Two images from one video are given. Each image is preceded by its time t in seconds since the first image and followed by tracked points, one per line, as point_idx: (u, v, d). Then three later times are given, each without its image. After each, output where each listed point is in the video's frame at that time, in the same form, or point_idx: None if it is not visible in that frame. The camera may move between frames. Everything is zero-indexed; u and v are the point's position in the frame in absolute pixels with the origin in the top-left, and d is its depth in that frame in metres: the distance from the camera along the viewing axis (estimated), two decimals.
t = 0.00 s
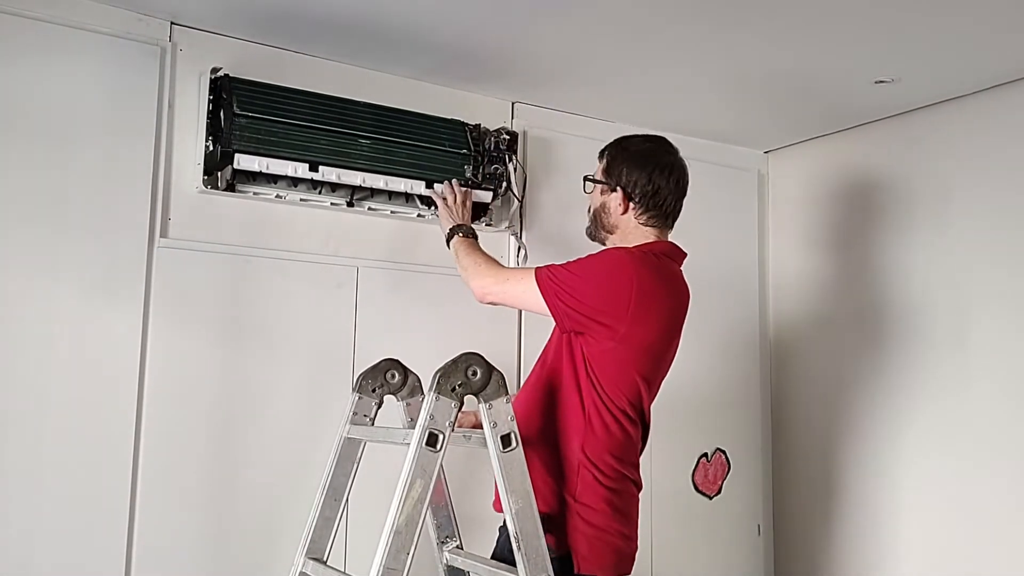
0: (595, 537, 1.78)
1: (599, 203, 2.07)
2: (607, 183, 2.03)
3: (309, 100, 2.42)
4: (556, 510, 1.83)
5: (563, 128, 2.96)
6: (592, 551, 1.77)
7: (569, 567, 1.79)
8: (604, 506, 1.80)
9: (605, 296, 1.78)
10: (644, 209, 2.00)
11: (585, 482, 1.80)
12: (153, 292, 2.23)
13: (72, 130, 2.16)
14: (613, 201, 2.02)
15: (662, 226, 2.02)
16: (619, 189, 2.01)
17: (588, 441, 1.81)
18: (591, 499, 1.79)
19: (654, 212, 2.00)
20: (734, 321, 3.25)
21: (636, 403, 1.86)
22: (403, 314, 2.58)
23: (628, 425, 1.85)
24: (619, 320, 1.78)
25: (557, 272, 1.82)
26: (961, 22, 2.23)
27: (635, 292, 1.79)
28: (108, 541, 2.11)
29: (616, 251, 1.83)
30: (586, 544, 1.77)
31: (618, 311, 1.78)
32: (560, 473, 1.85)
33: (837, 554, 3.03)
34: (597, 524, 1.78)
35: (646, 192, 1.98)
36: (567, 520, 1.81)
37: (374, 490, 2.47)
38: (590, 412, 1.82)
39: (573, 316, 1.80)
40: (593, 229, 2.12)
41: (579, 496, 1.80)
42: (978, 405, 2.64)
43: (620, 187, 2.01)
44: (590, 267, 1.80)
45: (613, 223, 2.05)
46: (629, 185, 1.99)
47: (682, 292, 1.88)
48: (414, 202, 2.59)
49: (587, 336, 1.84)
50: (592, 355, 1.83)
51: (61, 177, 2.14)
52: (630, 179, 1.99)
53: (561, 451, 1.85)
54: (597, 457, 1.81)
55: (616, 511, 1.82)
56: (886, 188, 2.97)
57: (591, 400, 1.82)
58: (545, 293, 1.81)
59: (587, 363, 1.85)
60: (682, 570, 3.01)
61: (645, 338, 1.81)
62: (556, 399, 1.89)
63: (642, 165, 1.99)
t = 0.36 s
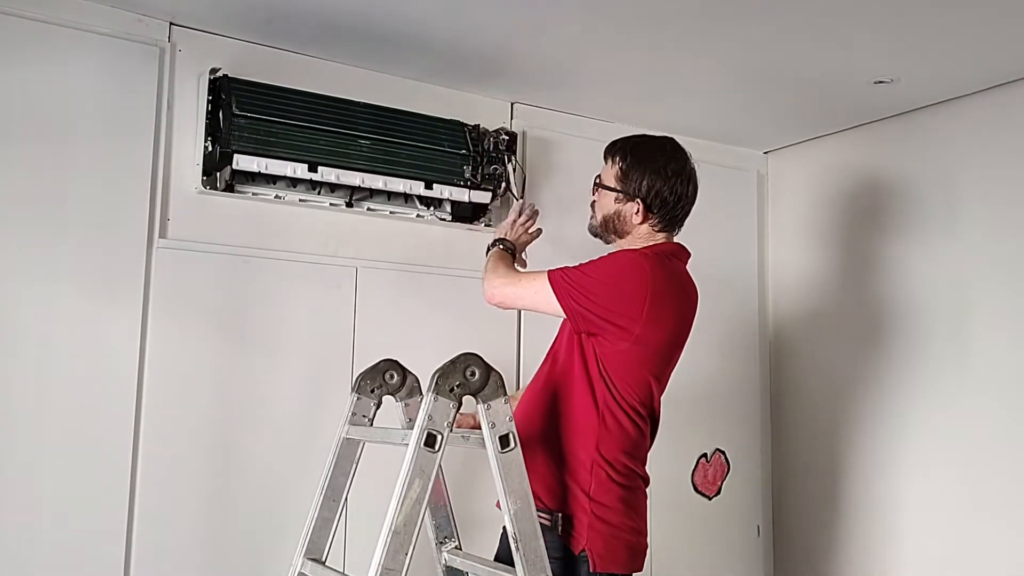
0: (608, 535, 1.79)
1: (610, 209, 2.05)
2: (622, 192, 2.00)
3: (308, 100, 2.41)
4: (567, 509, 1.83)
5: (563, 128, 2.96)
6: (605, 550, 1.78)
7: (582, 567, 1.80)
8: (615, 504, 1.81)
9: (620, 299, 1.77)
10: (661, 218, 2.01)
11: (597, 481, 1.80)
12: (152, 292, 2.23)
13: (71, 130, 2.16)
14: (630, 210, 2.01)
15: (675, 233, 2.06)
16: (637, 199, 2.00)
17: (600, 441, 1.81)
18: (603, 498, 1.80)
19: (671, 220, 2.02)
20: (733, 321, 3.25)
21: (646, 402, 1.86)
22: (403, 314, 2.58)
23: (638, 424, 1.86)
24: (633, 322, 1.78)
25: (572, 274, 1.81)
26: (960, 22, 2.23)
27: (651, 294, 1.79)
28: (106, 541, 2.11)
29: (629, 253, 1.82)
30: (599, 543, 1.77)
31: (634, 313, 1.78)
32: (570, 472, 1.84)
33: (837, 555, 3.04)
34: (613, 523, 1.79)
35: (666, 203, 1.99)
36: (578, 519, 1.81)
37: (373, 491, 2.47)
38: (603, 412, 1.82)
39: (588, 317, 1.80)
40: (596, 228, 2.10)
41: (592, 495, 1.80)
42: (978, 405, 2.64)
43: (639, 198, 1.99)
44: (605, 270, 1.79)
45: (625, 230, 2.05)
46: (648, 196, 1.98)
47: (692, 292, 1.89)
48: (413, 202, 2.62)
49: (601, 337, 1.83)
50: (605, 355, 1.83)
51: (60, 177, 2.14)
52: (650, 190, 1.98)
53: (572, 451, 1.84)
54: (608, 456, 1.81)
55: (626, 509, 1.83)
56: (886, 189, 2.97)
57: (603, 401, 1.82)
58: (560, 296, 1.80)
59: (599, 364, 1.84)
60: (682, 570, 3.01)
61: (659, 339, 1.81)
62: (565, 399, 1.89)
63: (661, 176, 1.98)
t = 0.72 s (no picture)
0: (614, 534, 1.79)
1: (622, 212, 2.04)
2: (637, 196, 2.00)
3: (308, 100, 2.42)
4: (573, 508, 1.83)
5: (563, 129, 2.96)
6: (611, 550, 1.78)
7: (586, 566, 1.80)
8: (621, 503, 1.81)
9: (632, 299, 1.77)
10: (672, 224, 2.02)
11: (604, 480, 1.81)
12: (153, 292, 2.23)
13: (72, 131, 2.16)
14: (644, 214, 2.01)
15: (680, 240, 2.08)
16: (652, 204, 2.00)
17: (608, 441, 1.81)
18: (609, 497, 1.80)
19: (679, 226, 2.03)
20: (734, 321, 3.25)
21: (652, 403, 1.87)
22: (404, 314, 2.59)
23: (644, 424, 1.86)
24: (643, 323, 1.78)
25: (582, 274, 1.80)
26: (961, 23, 2.23)
27: (662, 295, 1.79)
28: (108, 542, 2.11)
29: (639, 254, 1.82)
30: (605, 543, 1.78)
31: (645, 315, 1.78)
32: (575, 471, 1.84)
33: (838, 555, 3.04)
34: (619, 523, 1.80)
35: (679, 210, 2.01)
36: (584, 518, 1.81)
37: (374, 490, 2.47)
38: (610, 412, 1.82)
39: (598, 319, 1.79)
40: (603, 231, 2.08)
41: (598, 494, 1.80)
42: (978, 406, 2.65)
43: (654, 202, 1.99)
44: (617, 271, 1.78)
45: (635, 234, 2.04)
46: (664, 201, 1.99)
47: (699, 294, 1.90)
48: (414, 203, 2.63)
49: (610, 338, 1.83)
50: (613, 356, 1.82)
51: (61, 178, 2.14)
52: (666, 195, 1.99)
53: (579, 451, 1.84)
54: (615, 455, 1.82)
55: (631, 508, 1.83)
56: (887, 189, 2.97)
57: (611, 401, 1.82)
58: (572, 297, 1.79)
59: (607, 364, 1.84)
60: (683, 571, 3.01)
61: (668, 341, 1.81)
62: (571, 398, 1.89)
63: (676, 182, 1.99)
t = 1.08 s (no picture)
0: (614, 534, 1.80)
1: (618, 211, 2.03)
2: (632, 193, 2.01)
3: (308, 101, 2.41)
4: (573, 508, 1.83)
5: (563, 129, 2.96)
6: (612, 550, 1.79)
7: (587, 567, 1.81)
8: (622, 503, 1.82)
9: (635, 308, 1.77)
10: (667, 223, 2.02)
11: (605, 482, 1.81)
12: (153, 293, 2.23)
13: (71, 131, 2.16)
14: (639, 212, 2.00)
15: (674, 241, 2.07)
16: (647, 202, 2.00)
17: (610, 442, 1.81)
18: (610, 497, 1.81)
19: (674, 226, 2.03)
20: (734, 322, 3.25)
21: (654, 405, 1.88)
22: (404, 315, 2.58)
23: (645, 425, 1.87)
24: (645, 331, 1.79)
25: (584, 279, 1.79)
26: (961, 24, 2.23)
27: (663, 299, 1.80)
28: (109, 543, 2.11)
29: (643, 265, 1.83)
30: (606, 543, 1.79)
31: (649, 319, 1.79)
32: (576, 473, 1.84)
33: (838, 555, 3.04)
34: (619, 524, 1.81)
35: (674, 209, 2.00)
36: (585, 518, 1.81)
37: (375, 491, 2.47)
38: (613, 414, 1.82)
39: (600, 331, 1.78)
40: (599, 231, 2.08)
41: (600, 495, 1.80)
42: (978, 406, 2.64)
43: (650, 199, 1.99)
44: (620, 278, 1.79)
45: (630, 232, 2.03)
46: (659, 199, 1.99)
47: (697, 302, 1.91)
48: (415, 204, 2.63)
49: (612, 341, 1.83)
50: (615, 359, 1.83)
51: (61, 178, 2.14)
52: (660, 193, 1.99)
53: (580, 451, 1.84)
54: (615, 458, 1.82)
55: (631, 508, 1.84)
56: (887, 190, 2.97)
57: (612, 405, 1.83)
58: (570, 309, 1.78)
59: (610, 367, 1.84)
60: (683, 571, 3.01)
61: (669, 344, 1.83)
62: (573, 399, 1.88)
63: (671, 180, 2.00)
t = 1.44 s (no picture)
0: (613, 525, 1.80)
1: (591, 198, 2.08)
2: (603, 179, 2.05)
3: (308, 101, 2.41)
4: (571, 502, 1.84)
5: (564, 129, 2.96)
6: (610, 541, 1.79)
7: (587, 560, 1.81)
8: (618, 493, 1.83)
9: (610, 284, 1.80)
10: (640, 206, 2.05)
11: (600, 472, 1.82)
12: (153, 293, 2.23)
13: (71, 130, 2.16)
14: (611, 195, 2.04)
15: (652, 224, 2.09)
16: (617, 184, 2.04)
17: (601, 430, 1.83)
18: (606, 488, 1.82)
19: (647, 209, 2.06)
20: (734, 322, 3.24)
21: (641, 388, 1.89)
22: (404, 315, 2.58)
23: (635, 411, 1.89)
24: (622, 308, 1.81)
25: (556, 265, 1.83)
26: (960, 25, 2.23)
27: (637, 276, 1.82)
28: (109, 543, 2.11)
29: (614, 240, 1.85)
30: (603, 534, 1.79)
31: (623, 297, 1.81)
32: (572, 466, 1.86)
33: (838, 556, 3.03)
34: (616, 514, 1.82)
35: (645, 190, 2.04)
36: (584, 511, 1.82)
37: (374, 491, 2.46)
38: (601, 400, 1.84)
39: (576, 307, 1.81)
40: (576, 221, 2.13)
41: (595, 485, 1.81)
42: (978, 407, 2.64)
43: (620, 183, 2.03)
44: (591, 258, 1.81)
45: (605, 219, 2.07)
46: (628, 182, 2.03)
47: (676, 278, 1.94)
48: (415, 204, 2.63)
49: (593, 325, 1.85)
50: (597, 342, 1.85)
51: (61, 178, 2.14)
52: (630, 176, 2.03)
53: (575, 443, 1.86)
54: (609, 445, 1.83)
55: (628, 498, 1.85)
56: (887, 190, 2.97)
57: (599, 391, 1.85)
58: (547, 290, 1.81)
59: (592, 352, 1.87)
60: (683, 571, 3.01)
61: (648, 322, 1.85)
62: (566, 391, 1.89)
63: (639, 163, 2.04)
